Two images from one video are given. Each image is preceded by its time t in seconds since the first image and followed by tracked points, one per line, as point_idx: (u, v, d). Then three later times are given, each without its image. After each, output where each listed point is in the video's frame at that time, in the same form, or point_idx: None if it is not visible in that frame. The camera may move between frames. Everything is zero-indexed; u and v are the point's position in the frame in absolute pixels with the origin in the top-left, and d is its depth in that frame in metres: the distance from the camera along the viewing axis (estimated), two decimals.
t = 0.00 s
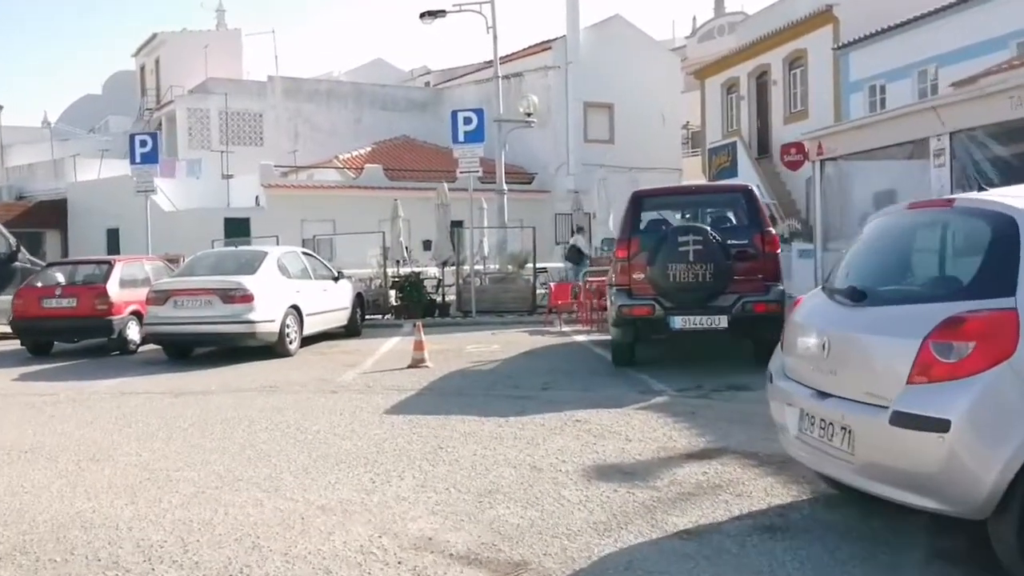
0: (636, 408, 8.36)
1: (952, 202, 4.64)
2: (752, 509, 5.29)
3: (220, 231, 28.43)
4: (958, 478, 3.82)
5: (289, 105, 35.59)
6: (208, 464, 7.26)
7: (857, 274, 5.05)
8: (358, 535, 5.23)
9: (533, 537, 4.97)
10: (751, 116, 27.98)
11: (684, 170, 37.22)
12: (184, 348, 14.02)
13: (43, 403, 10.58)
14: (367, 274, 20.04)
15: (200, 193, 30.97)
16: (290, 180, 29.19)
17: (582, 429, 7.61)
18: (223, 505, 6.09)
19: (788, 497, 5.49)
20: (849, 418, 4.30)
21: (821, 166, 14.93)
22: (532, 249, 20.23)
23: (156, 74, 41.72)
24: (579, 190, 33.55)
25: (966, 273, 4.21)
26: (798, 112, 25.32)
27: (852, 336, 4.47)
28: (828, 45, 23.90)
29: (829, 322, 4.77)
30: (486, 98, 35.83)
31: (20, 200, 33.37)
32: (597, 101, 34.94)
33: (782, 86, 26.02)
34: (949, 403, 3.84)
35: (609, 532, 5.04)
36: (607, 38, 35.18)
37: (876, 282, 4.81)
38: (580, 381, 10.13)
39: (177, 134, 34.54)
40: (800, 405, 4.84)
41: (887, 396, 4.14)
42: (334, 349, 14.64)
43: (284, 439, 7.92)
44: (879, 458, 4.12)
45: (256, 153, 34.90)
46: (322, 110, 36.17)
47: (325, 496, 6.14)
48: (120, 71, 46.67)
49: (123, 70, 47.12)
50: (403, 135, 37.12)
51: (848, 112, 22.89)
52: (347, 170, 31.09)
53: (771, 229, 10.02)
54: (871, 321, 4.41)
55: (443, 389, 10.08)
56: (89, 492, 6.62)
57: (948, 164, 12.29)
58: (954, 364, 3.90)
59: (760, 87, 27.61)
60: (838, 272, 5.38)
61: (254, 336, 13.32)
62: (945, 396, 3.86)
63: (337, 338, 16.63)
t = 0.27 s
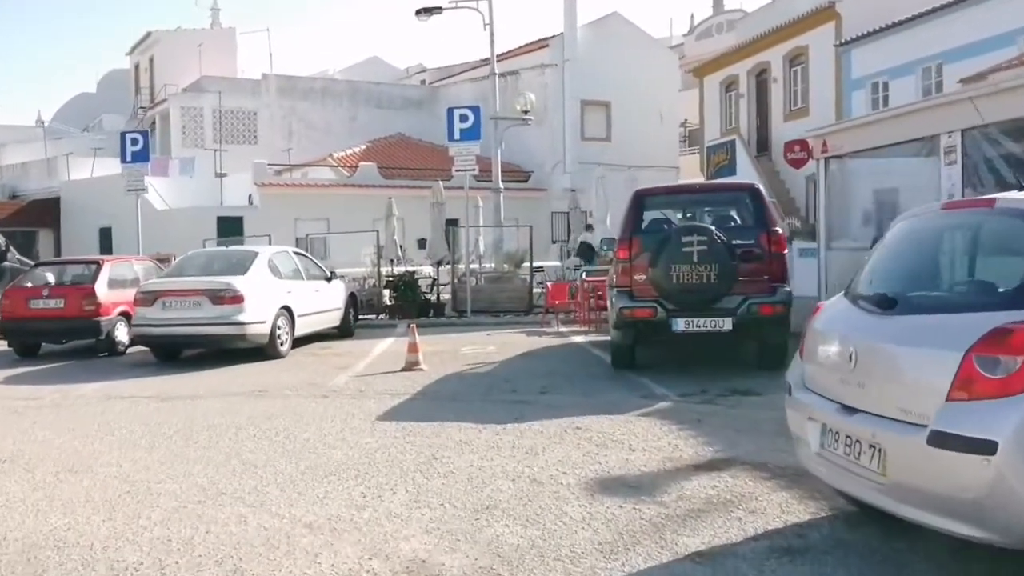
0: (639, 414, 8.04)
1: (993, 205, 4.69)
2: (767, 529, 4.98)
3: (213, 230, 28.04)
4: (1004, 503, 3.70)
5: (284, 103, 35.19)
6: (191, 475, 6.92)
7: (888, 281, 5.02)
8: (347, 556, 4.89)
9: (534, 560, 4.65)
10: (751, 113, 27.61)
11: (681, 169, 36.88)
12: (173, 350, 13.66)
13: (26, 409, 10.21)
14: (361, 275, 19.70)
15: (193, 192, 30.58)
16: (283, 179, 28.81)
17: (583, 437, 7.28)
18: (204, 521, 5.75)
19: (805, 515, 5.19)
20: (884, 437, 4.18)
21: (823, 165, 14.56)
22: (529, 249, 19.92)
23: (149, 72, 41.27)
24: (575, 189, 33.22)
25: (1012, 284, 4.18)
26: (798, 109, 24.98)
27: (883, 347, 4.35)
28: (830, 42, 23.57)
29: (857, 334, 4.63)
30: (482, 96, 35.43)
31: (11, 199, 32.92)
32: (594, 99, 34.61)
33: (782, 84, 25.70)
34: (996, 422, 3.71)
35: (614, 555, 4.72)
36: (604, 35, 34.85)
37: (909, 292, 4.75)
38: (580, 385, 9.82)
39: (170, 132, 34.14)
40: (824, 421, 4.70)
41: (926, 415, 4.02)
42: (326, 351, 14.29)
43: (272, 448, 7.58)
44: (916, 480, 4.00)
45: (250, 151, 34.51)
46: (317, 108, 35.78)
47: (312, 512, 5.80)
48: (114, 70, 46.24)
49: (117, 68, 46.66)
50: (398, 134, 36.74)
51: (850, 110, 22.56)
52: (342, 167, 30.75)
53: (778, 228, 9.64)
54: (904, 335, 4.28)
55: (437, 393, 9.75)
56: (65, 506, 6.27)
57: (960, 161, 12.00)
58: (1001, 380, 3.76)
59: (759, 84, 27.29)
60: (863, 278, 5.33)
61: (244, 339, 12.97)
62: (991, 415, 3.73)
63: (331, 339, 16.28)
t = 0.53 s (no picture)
0: (652, 420, 7.69)
1: None
2: (796, 549, 4.64)
3: (215, 229, 27.72)
4: None
5: (287, 101, 34.88)
6: (182, 485, 6.58)
7: (923, 280, 4.69)
8: None
9: None
10: (760, 111, 27.21)
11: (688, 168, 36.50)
12: (171, 352, 13.34)
13: (17, 412, 9.89)
14: (364, 275, 19.38)
15: (195, 191, 30.27)
16: (286, 177, 28.48)
17: (594, 446, 6.93)
18: (191, 536, 5.41)
19: (835, 533, 4.84)
20: (929, 453, 3.86)
21: (839, 162, 14.08)
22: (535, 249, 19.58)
23: (151, 70, 40.96)
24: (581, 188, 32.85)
25: None
26: (809, 106, 24.58)
27: (923, 352, 4.02)
28: (841, 38, 23.19)
29: (891, 339, 4.29)
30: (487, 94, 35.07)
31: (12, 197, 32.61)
32: (601, 97, 34.23)
33: (792, 81, 25.32)
34: None
35: None
36: (611, 32, 34.48)
37: (949, 292, 4.42)
38: (589, 389, 9.47)
39: (172, 130, 33.81)
40: (857, 432, 4.38)
41: (976, 429, 3.70)
42: (328, 352, 13.95)
43: (267, 457, 7.24)
44: (969, 501, 3.68)
45: (252, 150, 34.20)
46: (320, 106, 35.45)
47: (306, 527, 5.45)
48: (117, 68, 46.07)
49: (120, 66, 46.41)
50: (402, 132, 36.42)
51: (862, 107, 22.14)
52: (346, 166, 30.52)
53: (794, 226, 9.24)
54: (948, 340, 3.96)
55: (441, 398, 9.39)
56: (46, 520, 5.92)
57: (981, 159, 11.64)
58: None
59: (769, 82, 26.90)
60: (894, 278, 4.99)
61: (243, 341, 12.63)
62: None
63: (333, 340, 15.95)
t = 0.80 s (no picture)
0: (675, 428, 7.33)
1: None
2: (837, 573, 4.28)
3: (227, 228, 27.48)
4: None
5: (299, 100, 34.64)
6: (179, 496, 6.26)
7: (973, 278, 4.30)
8: None
9: None
10: (779, 108, 26.76)
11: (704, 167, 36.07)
12: (178, 354, 13.05)
13: (17, 417, 9.60)
14: (377, 275, 19.05)
15: (207, 190, 30.06)
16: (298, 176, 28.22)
17: (613, 455, 6.58)
18: (184, 553, 5.08)
19: (877, 554, 4.49)
20: (990, 473, 3.49)
21: (863, 159, 13.72)
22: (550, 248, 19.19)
23: (163, 68, 40.79)
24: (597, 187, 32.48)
25: None
26: (831, 104, 24.17)
27: (982, 361, 3.65)
28: (864, 34, 22.75)
29: (943, 343, 3.91)
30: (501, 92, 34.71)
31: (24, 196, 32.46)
32: (616, 95, 33.83)
33: (813, 78, 24.87)
34: None
35: None
36: (627, 30, 34.07)
37: (1004, 291, 4.03)
38: (607, 394, 9.12)
39: (183, 129, 33.58)
40: (904, 446, 4.00)
41: None
42: (338, 354, 13.65)
43: (271, 465, 6.92)
44: None
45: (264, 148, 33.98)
46: (333, 104, 35.19)
47: (308, 543, 5.12)
48: (129, 66, 45.97)
49: (131, 64, 46.31)
50: (414, 131, 36.13)
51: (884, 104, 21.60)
52: (358, 165, 30.26)
53: (822, 224, 8.85)
54: (1008, 346, 3.59)
55: (452, 402, 9.05)
56: (35, 533, 5.60)
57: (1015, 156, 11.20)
58: None
59: (789, 79, 26.45)
60: (942, 278, 4.58)
61: (251, 342, 12.33)
62: None
63: (344, 341, 15.64)
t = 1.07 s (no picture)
0: (701, 437, 6.96)
1: None
2: None
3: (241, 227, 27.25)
4: None
5: (314, 99, 34.40)
6: (179, 508, 5.95)
7: None
8: None
9: None
10: (801, 104, 26.26)
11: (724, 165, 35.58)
12: (187, 355, 12.77)
13: (19, 421, 9.32)
14: (392, 275, 18.73)
15: (222, 188, 29.86)
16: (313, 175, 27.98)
17: (636, 466, 6.21)
18: (179, 572, 4.76)
19: None
20: None
21: (891, 154, 13.38)
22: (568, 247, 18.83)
23: (178, 67, 40.65)
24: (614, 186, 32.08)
25: None
26: (855, 100, 23.75)
27: None
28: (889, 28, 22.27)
29: (1008, 355, 3.53)
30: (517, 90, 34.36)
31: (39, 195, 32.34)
32: (635, 92, 33.41)
33: (836, 74, 24.40)
34: None
35: None
36: (645, 26, 33.66)
37: None
38: (629, 399, 8.75)
39: (198, 127, 33.37)
40: (964, 468, 3.62)
41: None
42: (351, 356, 13.33)
43: (277, 474, 6.59)
44: None
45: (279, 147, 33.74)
46: (348, 103, 34.93)
47: (311, 563, 4.78)
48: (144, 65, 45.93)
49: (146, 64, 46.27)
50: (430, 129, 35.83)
51: (910, 100, 21.07)
52: (373, 163, 30.00)
53: (855, 224, 8.49)
54: None
55: (467, 407, 8.70)
56: (24, 549, 5.29)
57: None
58: None
59: (812, 75, 25.98)
60: (1001, 281, 4.19)
61: (261, 344, 12.03)
62: None
63: (357, 343, 15.33)
